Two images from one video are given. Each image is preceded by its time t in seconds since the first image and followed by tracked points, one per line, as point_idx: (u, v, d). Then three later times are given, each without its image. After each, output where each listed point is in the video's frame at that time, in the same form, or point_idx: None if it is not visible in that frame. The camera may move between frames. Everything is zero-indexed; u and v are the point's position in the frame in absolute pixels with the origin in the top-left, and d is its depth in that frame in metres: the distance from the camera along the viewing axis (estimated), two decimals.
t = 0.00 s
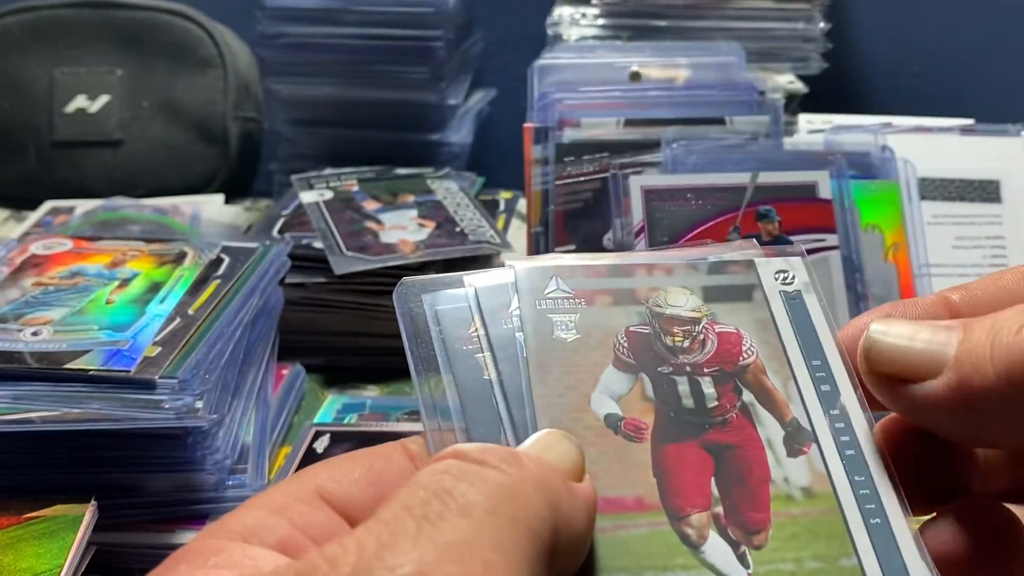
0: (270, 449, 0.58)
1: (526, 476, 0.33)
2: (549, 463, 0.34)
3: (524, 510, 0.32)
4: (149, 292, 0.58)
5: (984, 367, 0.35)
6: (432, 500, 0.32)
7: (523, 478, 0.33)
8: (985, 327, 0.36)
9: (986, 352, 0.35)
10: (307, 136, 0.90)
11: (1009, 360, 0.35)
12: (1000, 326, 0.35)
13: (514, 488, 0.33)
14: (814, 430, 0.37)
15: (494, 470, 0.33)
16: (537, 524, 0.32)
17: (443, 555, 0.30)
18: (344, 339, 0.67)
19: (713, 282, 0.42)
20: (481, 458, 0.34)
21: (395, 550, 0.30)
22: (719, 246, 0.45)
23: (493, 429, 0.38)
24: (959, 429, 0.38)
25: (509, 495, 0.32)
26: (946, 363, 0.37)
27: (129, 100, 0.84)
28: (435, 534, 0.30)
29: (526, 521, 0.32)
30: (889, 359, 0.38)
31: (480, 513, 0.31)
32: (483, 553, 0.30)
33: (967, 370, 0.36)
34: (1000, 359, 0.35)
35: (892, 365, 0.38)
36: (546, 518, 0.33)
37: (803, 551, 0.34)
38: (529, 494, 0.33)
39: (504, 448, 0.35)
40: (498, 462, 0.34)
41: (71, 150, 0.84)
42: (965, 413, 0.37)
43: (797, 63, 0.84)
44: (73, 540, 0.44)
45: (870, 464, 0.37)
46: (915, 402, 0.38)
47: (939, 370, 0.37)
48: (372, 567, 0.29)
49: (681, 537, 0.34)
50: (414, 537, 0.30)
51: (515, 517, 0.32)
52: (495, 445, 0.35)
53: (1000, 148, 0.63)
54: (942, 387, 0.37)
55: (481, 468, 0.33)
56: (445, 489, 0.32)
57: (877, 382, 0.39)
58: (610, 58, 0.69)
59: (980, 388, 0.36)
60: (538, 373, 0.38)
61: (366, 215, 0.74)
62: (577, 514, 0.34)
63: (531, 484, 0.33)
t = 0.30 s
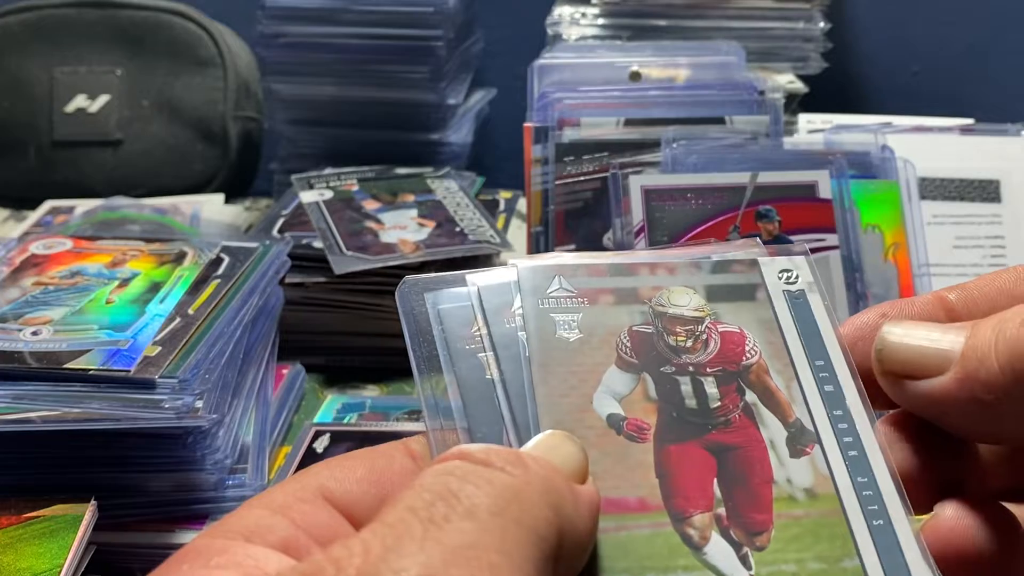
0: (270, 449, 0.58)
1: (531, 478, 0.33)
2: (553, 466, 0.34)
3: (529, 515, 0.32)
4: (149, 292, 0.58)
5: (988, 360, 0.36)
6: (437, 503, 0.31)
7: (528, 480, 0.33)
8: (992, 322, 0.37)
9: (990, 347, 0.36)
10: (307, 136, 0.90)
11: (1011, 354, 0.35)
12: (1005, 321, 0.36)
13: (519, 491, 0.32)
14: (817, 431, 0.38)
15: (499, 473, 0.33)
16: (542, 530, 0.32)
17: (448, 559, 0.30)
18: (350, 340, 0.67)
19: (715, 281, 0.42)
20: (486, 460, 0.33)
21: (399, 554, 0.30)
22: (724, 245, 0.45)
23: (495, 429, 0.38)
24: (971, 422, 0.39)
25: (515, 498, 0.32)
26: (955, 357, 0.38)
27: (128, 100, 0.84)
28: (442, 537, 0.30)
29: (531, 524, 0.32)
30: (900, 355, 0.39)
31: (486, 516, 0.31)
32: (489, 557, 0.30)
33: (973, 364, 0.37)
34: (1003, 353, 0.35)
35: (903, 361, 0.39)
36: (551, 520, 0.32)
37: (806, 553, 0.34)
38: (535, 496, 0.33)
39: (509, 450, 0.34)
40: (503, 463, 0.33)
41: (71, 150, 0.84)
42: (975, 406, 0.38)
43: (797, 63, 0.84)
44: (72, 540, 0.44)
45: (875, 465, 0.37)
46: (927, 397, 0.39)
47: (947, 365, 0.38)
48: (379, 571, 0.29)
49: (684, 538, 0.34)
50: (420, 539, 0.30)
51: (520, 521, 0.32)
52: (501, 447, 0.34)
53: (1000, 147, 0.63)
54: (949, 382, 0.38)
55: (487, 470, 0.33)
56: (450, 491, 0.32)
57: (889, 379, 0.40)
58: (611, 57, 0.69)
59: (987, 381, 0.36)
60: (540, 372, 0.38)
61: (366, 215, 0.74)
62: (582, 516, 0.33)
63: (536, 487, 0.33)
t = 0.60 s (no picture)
0: (270, 449, 0.58)
1: (537, 479, 0.33)
2: (562, 467, 0.34)
3: (535, 516, 0.32)
4: (149, 292, 0.58)
5: (977, 360, 0.33)
6: (440, 503, 0.31)
7: (534, 481, 0.32)
8: (978, 316, 0.34)
9: (978, 346, 0.33)
10: (307, 136, 0.90)
11: (1002, 355, 0.33)
12: (993, 318, 0.33)
13: (526, 490, 0.32)
14: (827, 434, 0.38)
15: (507, 472, 0.32)
16: (549, 532, 0.32)
17: (451, 560, 0.29)
18: (349, 339, 0.67)
19: (727, 282, 0.42)
20: (493, 459, 0.33)
21: (402, 555, 0.29)
22: (735, 246, 0.46)
23: (504, 427, 0.38)
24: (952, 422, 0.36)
25: (521, 499, 0.32)
26: (942, 343, 0.35)
27: (129, 100, 0.84)
28: (444, 539, 0.30)
29: (537, 526, 0.31)
30: (883, 349, 0.36)
31: (490, 517, 0.31)
32: (493, 559, 0.30)
33: (960, 364, 0.34)
34: (992, 354, 0.33)
35: (887, 345, 0.36)
36: (556, 520, 0.32)
37: (815, 557, 0.34)
38: (541, 497, 0.32)
39: (516, 450, 0.34)
40: (509, 464, 0.33)
41: (71, 150, 0.84)
42: (958, 406, 0.35)
43: (796, 63, 0.84)
44: (72, 540, 0.44)
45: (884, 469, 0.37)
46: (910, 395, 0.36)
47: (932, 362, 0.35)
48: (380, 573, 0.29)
49: (693, 540, 0.34)
50: (423, 540, 0.30)
51: (525, 522, 0.31)
52: (507, 447, 0.34)
53: (999, 147, 0.63)
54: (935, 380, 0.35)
55: (494, 470, 0.32)
56: (453, 491, 0.31)
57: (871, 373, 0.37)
58: (611, 57, 0.69)
59: (974, 382, 0.34)
60: (551, 373, 0.39)
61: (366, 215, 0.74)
62: (589, 518, 0.33)
63: (542, 488, 0.32)
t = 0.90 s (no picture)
0: (270, 449, 0.58)
1: (503, 465, 0.33)
2: (536, 452, 0.34)
3: (498, 501, 0.31)
4: (149, 292, 0.58)
5: (956, 413, 0.34)
6: (399, 494, 0.31)
7: (499, 467, 0.32)
8: (949, 368, 0.35)
9: (955, 399, 0.34)
10: (307, 136, 0.90)
11: (979, 406, 0.34)
12: (967, 369, 0.35)
13: (488, 475, 0.32)
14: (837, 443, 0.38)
15: (470, 459, 0.33)
16: (512, 514, 0.32)
17: (404, 545, 0.29)
18: (353, 340, 0.67)
19: (734, 305, 0.43)
20: (457, 451, 0.33)
21: (356, 543, 0.29)
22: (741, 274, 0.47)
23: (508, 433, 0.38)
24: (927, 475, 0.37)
25: (481, 485, 0.32)
26: (920, 397, 0.35)
27: (129, 100, 0.84)
28: (398, 525, 0.30)
29: (501, 510, 0.31)
30: (858, 408, 0.36)
31: (447, 502, 0.31)
32: (448, 542, 0.30)
33: (939, 418, 0.35)
34: (971, 406, 0.34)
35: (865, 405, 0.36)
36: (523, 503, 0.32)
37: (826, 559, 0.33)
38: (505, 482, 0.32)
39: (485, 441, 0.34)
40: (474, 453, 0.33)
41: (71, 150, 0.84)
42: (935, 459, 0.36)
43: (797, 62, 0.84)
44: (72, 540, 0.44)
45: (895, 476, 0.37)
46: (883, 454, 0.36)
47: (908, 417, 0.36)
48: (330, 559, 0.29)
49: (700, 542, 0.34)
50: (379, 528, 0.30)
51: (485, 506, 0.31)
52: (474, 439, 0.34)
53: (1000, 148, 0.63)
54: (913, 436, 0.36)
55: (456, 459, 0.33)
56: (414, 482, 0.32)
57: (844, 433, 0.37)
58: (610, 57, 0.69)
59: (953, 434, 0.35)
60: (558, 388, 0.39)
61: (366, 215, 0.74)
62: (567, 501, 0.33)
63: (507, 473, 0.32)
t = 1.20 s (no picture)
0: (270, 448, 0.58)
1: (499, 458, 0.33)
2: (532, 445, 0.34)
3: (495, 492, 0.32)
4: (149, 292, 0.58)
5: (961, 399, 0.34)
6: (398, 488, 0.32)
7: (496, 460, 0.33)
8: (955, 355, 0.35)
9: (960, 384, 0.34)
10: (307, 135, 0.90)
11: (985, 391, 0.34)
12: (973, 355, 0.34)
13: (486, 468, 0.32)
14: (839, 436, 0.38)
15: (467, 452, 0.33)
16: (509, 506, 0.32)
17: (403, 538, 0.30)
18: (352, 339, 0.67)
19: (733, 310, 0.43)
20: (454, 444, 0.33)
21: (365, 538, 0.30)
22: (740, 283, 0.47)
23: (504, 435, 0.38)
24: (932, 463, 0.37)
25: (478, 477, 0.32)
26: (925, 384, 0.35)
27: (129, 100, 0.84)
28: (396, 519, 0.30)
29: (499, 501, 0.32)
30: (862, 394, 0.36)
31: (444, 496, 0.31)
32: (445, 534, 0.30)
33: (944, 404, 0.35)
34: (976, 391, 0.34)
35: (869, 392, 0.36)
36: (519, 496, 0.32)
37: (828, 543, 0.34)
38: (502, 475, 0.32)
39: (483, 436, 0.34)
40: (472, 446, 0.33)
41: (72, 150, 0.84)
42: (940, 446, 0.36)
43: (796, 62, 0.84)
44: (72, 540, 0.44)
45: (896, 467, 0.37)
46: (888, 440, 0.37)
47: (913, 404, 0.36)
48: (331, 553, 0.30)
49: (700, 530, 0.34)
50: (377, 521, 0.30)
51: (482, 498, 0.31)
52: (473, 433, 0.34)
53: (999, 147, 0.63)
54: (917, 423, 0.36)
55: (454, 452, 0.33)
56: (413, 476, 0.32)
57: (849, 420, 0.37)
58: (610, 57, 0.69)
59: (958, 420, 0.35)
60: (558, 388, 0.39)
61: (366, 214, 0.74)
62: (564, 494, 0.33)
63: (504, 466, 0.33)
